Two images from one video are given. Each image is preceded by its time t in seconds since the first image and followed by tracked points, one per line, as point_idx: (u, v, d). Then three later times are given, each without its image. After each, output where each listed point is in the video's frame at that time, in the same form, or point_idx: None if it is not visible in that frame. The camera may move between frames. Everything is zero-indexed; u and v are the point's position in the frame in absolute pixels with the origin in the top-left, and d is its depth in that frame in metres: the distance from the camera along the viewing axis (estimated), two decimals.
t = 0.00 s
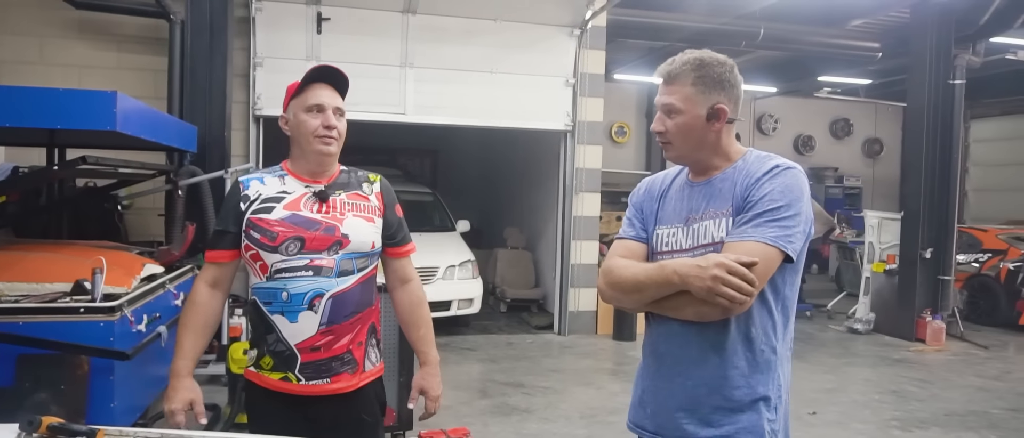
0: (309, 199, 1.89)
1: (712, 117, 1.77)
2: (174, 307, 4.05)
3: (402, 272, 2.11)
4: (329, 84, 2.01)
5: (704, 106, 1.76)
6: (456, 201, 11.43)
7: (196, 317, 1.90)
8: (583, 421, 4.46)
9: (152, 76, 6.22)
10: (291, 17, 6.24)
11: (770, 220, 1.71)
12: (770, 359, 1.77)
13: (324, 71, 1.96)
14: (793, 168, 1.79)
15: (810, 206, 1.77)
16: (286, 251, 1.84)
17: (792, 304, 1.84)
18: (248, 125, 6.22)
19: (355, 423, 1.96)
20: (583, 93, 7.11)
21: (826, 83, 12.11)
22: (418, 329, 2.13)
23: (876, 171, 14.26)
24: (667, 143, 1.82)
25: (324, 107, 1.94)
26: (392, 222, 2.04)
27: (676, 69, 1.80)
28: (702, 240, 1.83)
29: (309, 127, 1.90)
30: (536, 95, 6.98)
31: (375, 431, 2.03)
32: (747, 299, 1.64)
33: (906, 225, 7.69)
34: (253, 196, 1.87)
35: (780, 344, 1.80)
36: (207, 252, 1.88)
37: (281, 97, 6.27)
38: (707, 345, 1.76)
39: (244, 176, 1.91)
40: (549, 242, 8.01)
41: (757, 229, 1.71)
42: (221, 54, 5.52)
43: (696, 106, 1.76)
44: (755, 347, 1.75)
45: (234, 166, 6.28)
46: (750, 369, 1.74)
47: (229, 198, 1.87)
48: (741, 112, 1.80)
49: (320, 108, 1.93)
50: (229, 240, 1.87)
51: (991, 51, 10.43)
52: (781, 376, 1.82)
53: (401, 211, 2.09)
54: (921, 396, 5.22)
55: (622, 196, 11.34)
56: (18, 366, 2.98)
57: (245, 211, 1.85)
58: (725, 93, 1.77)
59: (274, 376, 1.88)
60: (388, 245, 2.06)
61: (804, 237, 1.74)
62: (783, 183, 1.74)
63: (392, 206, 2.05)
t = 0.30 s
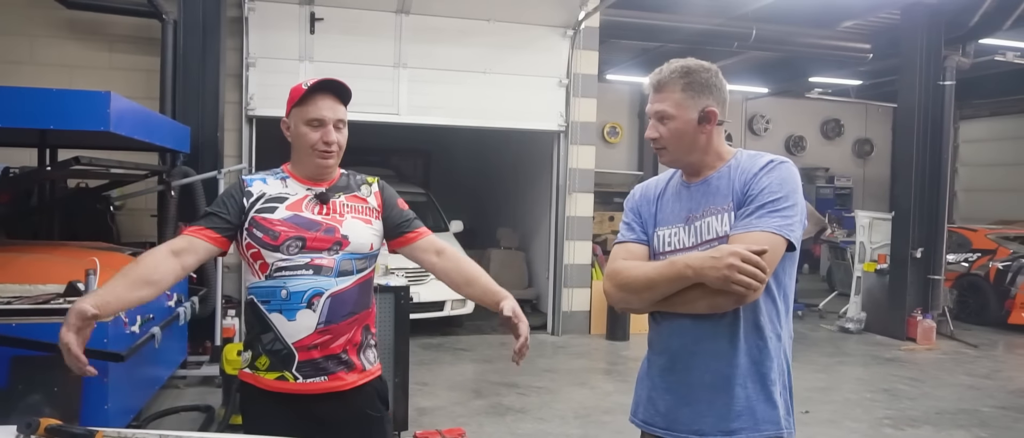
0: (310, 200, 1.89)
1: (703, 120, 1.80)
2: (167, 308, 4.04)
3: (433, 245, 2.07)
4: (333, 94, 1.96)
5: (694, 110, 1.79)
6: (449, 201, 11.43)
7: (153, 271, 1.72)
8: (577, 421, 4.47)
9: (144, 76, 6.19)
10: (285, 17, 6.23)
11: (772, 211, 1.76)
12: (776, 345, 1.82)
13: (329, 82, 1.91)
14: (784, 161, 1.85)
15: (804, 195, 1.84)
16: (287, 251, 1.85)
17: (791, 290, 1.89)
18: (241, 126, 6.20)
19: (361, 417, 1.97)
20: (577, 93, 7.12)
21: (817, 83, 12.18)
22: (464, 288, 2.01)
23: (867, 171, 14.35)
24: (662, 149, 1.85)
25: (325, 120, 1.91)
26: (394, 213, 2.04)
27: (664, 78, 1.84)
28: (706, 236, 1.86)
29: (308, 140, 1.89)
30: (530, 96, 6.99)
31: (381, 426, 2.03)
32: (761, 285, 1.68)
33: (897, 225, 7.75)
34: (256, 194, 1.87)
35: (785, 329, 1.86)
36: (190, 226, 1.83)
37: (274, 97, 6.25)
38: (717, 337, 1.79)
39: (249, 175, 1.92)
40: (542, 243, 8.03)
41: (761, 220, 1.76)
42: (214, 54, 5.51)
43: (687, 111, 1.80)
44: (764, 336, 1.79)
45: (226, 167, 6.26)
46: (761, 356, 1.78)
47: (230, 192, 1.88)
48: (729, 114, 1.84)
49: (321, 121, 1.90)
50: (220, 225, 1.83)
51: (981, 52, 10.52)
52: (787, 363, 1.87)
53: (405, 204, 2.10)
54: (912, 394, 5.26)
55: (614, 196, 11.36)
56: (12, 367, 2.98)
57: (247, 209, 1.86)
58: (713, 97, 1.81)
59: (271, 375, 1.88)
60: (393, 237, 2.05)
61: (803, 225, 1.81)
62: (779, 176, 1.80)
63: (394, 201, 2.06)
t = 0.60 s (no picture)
0: (327, 202, 1.93)
1: (724, 119, 1.86)
2: (159, 308, 4.03)
3: (449, 213, 2.02)
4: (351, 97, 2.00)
5: (716, 110, 1.85)
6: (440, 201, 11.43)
7: (155, 210, 1.78)
8: (571, 420, 4.48)
9: (135, 75, 6.16)
10: (276, 17, 6.21)
11: (796, 208, 1.81)
12: (792, 340, 1.87)
13: (350, 86, 1.96)
14: (802, 163, 1.91)
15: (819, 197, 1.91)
16: (304, 250, 1.87)
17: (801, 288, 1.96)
18: (233, 125, 6.17)
19: (379, 415, 1.97)
20: (569, 93, 7.14)
21: (806, 84, 12.26)
22: (486, 225, 1.96)
23: (856, 170, 14.44)
24: (682, 146, 1.90)
25: (348, 121, 1.94)
26: (407, 196, 2.04)
27: (687, 78, 1.89)
28: (728, 233, 1.89)
29: (332, 142, 1.91)
30: (523, 95, 7.00)
31: (398, 423, 2.03)
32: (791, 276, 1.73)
33: (887, 224, 7.82)
34: (275, 194, 1.91)
35: (798, 325, 1.91)
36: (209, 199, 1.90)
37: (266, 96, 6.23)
38: (738, 331, 1.82)
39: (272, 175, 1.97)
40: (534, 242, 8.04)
41: (786, 216, 1.80)
42: (206, 53, 5.49)
43: (709, 110, 1.85)
44: (782, 330, 1.83)
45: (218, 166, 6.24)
46: (780, 350, 1.82)
47: (253, 184, 1.94)
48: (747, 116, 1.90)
49: (344, 123, 1.93)
50: (234, 204, 1.89)
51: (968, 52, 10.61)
52: (799, 359, 1.92)
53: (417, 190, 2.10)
54: (901, 392, 5.30)
55: (606, 196, 11.37)
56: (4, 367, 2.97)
57: (266, 209, 1.89)
58: (734, 97, 1.87)
59: (285, 375, 1.88)
60: (411, 224, 2.03)
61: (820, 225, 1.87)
62: (800, 176, 1.86)
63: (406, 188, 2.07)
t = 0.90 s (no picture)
0: (333, 200, 1.94)
1: (756, 119, 1.91)
2: (146, 308, 4.00)
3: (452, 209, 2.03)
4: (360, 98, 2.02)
5: (748, 109, 1.91)
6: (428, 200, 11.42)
7: (168, 206, 1.79)
8: (560, 418, 4.50)
9: (120, 73, 6.10)
10: (263, 15, 6.18)
11: (829, 212, 1.87)
12: (815, 340, 1.94)
13: (357, 87, 1.96)
14: (830, 169, 1.97)
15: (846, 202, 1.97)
16: (309, 247, 1.88)
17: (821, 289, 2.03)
18: (219, 124, 6.13)
19: (382, 414, 1.95)
20: (556, 92, 7.16)
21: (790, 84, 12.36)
22: (490, 225, 1.96)
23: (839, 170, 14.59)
24: (714, 143, 1.95)
25: (355, 120, 1.97)
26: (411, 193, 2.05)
27: (723, 77, 1.96)
28: (759, 233, 1.93)
29: (338, 140, 1.94)
30: (510, 95, 7.00)
31: (402, 424, 2.02)
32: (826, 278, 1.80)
33: (870, 223, 7.91)
34: (282, 193, 1.92)
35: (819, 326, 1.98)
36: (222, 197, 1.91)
37: (253, 95, 6.20)
38: (769, 330, 1.86)
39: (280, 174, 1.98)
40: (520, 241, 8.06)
41: (819, 220, 1.86)
42: (193, 51, 5.46)
43: (741, 109, 1.91)
44: (809, 330, 1.90)
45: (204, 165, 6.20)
46: (806, 349, 1.88)
47: (261, 184, 1.96)
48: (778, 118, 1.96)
49: (351, 122, 1.96)
50: (247, 205, 1.89)
51: (950, 53, 10.75)
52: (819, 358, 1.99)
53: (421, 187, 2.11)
54: (886, 389, 5.37)
55: (592, 195, 11.39)
56: None
57: (273, 207, 1.90)
58: (767, 99, 1.93)
59: (290, 371, 1.88)
60: (414, 222, 2.02)
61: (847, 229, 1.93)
62: (831, 181, 1.92)
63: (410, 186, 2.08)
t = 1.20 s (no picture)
0: (322, 199, 1.93)
1: (784, 121, 1.95)
2: (129, 309, 3.97)
3: (443, 206, 2.04)
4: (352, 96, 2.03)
5: (778, 111, 1.95)
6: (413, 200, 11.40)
7: (155, 206, 1.77)
8: (547, 417, 4.52)
9: (103, 72, 6.04)
10: (247, 13, 6.14)
11: (849, 218, 1.92)
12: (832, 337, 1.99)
13: (349, 85, 1.97)
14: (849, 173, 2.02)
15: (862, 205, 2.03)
16: (297, 247, 1.87)
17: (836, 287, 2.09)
18: (203, 123, 6.09)
19: (370, 414, 1.96)
20: (542, 92, 7.18)
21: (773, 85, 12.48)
22: (482, 223, 1.97)
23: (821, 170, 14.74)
24: (742, 142, 1.99)
25: (347, 118, 1.97)
26: (401, 191, 2.05)
27: (754, 79, 2.00)
28: (781, 235, 1.97)
29: (329, 137, 1.94)
30: (495, 95, 7.01)
31: (390, 424, 2.02)
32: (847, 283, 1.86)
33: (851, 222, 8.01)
34: (271, 191, 1.91)
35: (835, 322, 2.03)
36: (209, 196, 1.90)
37: (237, 94, 6.16)
38: (788, 328, 1.90)
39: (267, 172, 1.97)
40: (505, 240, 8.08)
41: (841, 226, 1.91)
42: (176, 49, 5.41)
43: (771, 110, 1.95)
44: (826, 329, 1.94)
45: (189, 165, 6.15)
46: (824, 348, 1.93)
47: (249, 182, 1.94)
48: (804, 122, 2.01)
49: (343, 119, 1.96)
50: (235, 203, 1.88)
51: (929, 55, 10.88)
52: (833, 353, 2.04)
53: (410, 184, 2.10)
54: (867, 386, 5.44)
55: (577, 195, 11.44)
56: None
57: (261, 205, 1.89)
58: (797, 102, 1.97)
59: (277, 371, 1.88)
60: (404, 220, 2.03)
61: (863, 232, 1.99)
62: (852, 187, 1.96)
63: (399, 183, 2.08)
